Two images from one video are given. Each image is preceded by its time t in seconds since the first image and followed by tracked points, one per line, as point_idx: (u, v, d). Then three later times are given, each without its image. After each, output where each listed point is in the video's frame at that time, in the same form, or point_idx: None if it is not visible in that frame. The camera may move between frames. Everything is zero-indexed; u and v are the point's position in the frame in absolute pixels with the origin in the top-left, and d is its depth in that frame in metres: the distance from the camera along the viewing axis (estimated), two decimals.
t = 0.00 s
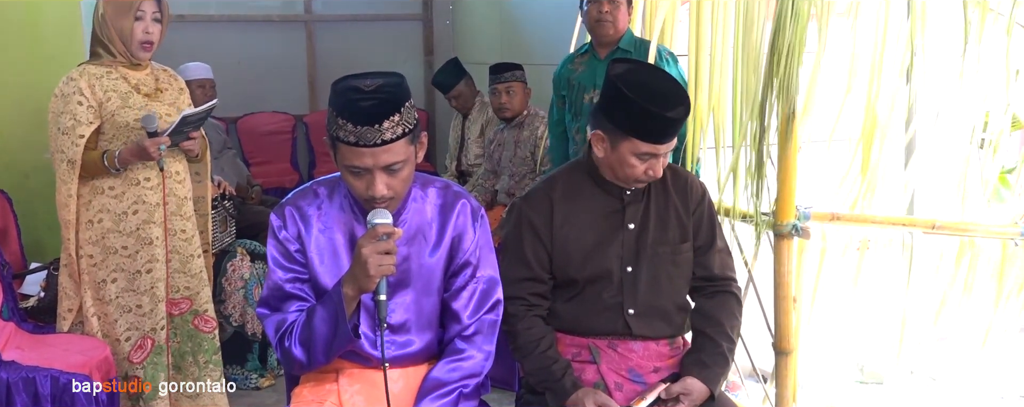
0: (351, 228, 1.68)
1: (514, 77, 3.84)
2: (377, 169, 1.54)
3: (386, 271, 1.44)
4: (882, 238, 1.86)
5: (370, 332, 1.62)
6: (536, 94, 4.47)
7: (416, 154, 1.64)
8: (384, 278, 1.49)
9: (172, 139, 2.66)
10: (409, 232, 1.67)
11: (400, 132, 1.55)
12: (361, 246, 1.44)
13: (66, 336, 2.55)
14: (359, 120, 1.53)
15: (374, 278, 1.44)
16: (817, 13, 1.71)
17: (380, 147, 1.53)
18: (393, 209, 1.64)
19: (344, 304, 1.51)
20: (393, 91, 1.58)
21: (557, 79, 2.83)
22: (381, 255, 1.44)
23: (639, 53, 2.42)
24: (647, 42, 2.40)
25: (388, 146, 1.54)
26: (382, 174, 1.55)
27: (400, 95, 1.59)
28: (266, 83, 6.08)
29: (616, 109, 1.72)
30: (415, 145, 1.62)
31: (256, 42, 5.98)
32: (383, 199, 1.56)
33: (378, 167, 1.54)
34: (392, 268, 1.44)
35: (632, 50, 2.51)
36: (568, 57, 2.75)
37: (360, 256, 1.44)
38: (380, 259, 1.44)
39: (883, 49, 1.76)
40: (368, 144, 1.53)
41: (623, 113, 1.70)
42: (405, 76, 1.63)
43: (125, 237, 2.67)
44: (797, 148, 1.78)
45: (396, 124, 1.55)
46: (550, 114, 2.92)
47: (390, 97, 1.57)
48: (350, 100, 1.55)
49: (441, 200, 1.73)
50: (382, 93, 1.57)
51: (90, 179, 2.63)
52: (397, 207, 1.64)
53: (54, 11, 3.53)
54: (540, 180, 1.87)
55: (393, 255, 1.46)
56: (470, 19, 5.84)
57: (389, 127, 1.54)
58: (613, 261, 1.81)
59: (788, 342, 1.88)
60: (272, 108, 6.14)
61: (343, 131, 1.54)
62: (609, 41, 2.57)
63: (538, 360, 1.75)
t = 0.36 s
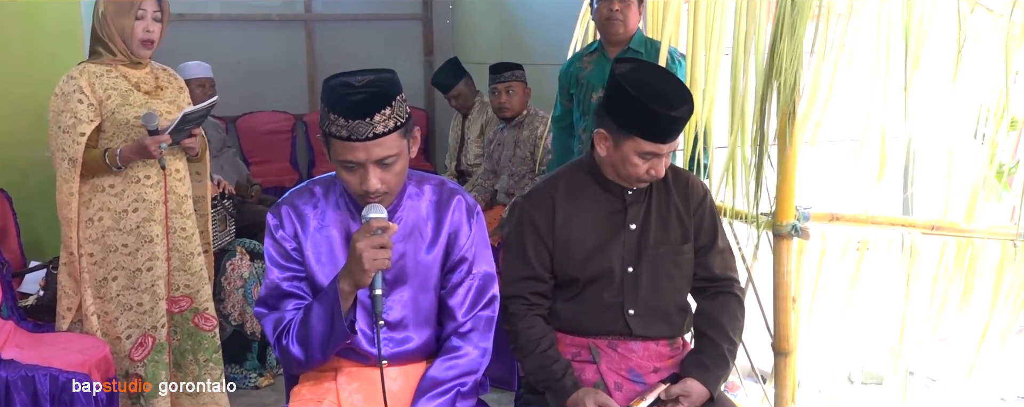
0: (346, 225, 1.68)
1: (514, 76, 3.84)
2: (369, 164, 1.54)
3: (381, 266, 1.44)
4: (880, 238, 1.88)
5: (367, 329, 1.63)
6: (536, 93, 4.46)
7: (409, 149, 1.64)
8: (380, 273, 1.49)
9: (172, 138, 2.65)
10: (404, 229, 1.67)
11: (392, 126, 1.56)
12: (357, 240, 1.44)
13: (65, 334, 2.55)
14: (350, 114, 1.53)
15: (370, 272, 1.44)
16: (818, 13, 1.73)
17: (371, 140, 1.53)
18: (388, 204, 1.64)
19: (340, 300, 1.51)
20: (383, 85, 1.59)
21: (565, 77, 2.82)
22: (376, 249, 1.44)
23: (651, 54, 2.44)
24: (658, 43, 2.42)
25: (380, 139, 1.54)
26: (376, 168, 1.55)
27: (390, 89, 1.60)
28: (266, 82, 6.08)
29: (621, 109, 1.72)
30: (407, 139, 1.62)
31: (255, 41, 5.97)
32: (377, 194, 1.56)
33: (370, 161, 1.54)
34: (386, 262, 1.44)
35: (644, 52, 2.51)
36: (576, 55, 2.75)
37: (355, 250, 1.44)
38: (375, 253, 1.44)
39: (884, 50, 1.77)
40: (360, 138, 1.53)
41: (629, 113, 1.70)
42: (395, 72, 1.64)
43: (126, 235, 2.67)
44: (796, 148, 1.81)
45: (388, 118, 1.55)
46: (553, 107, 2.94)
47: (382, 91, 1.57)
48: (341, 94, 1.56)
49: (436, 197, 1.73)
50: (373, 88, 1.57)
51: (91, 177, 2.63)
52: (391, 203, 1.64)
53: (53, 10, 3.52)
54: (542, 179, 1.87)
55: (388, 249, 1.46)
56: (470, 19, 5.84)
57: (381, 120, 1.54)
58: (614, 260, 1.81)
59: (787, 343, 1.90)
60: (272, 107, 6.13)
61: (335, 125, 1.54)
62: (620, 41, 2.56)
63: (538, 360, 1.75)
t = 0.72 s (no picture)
0: (348, 223, 1.68)
1: (515, 76, 3.84)
2: (371, 161, 1.54)
3: (382, 262, 1.44)
4: (883, 239, 1.87)
5: (368, 328, 1.62)
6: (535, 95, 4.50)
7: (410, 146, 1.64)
8: (382, 270, 1.49)
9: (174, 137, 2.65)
10: (404, 228, 1.67)
11: (393, 124, 1.56)
12: (358, 237, 1.44)
13: (66, 333, 2.55)
14: (352, 111, 1.53)
15: (371, 268, 1.44)
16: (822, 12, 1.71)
17: (373, 137, 1.53)
18: (389, 202, 1.64)
19: (341, 297, 1.51)
20: (385, 83, 1.59)
21: (570, 76, 2.82)
22: (377, 246, 1.44)
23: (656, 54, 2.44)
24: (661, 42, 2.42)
25: (381, 136, 1.54)
26: (377, 166, 1.55)
27: (392, 87, 1.60)
28: (267, 81, 6.08)
29: (614, 101, 1.73)
30: (408, 137, 1.62)
31: (256, 41, 5.97)
32: (378, 191, 1.56)
33: (372, 158, 1.54)
34: (388, 259, 1.44)
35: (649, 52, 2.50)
36: (580, 55, 2.75)
37: (356, 247, 1.44)
38: (376, 250, 1.43)
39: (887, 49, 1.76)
40: (361, 135, 1.53)
41: (621, 105, 1.71)
42: (395, 70, 1.64)
43: (127, 234, 2.67)
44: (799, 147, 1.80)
45: (389, 116, 1.56)
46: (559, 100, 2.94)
47: (383, 89, 1.57)
48: (341, 92, 1.56)
49: (437, 196, 1.73)
50: (375, 86, 1.57)
51: (92, 176, 2.63)
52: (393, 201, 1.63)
53: (55, 10, 3.53)
54: (542, 180, 1.88)
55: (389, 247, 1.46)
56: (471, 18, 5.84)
57: (382, 118, 1.54)
58: (615, 260, 1.81)
59: (789, 344, 1.90)
60: (273, 107, 6.14)
61: (337, 123, 1.54)
62: (624, 40, 2.56)
63: (540, 358, 1.75)
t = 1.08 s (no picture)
0: (346, 223, 1.68)
1: (511, 76, 3.84)
2: (372, 160, 1.54)
3: (382, 264, 1.44)
4: (879, 239, 1.87)
5: (366, 328, 1.63)
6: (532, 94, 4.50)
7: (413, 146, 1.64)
8: (381, 271, 1.49)
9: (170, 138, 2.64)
10: (403, 228, 1.67)
11: (395, 123, 1.56)
12: (358, 237, 1.44)
13: (61, 332, 2.55)
14: (355, 110, 1.53)
15: (371, 270, 1.44)
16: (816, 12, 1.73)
17: (375, 136, 1.54)
18: (388, 202, 1.64)
19: (340, 297, 1.51)
20: (387, 83, 1.59)
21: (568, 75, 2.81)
22: (377, 247, 1.44)
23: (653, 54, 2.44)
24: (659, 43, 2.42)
25: (383, 136, 1.54)
26: (378, 165, 1.55)
27: (394, 86, 1.60)
28: (264, 80, 6.07)
29: (601, 92, 1.76)
30: (410, 136, 1.62)
31: (253, 39, 5.97)
32: (379, 191, 1.56)
33: (373, 158, 1.54)
34: (388, 260, 1.44)
35: (646, 52, 2.49)
36: (579, 54, 2.75)
37: (356, 247, 1.44)
38: (376, 251, 1.44)
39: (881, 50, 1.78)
40: (363, 134, 1.53)
41: (608, 96, 1.74)
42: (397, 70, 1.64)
43: (122, 234, 2.67)
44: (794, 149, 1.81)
45: (391, 115, 1.56)
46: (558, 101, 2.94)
47: (385, 88, 1.57)
48: (343, 91, 1.56)
49: (435, 197, 1.73)
50: (376, 85, 1.57)
51: (88, 176, 2.63)
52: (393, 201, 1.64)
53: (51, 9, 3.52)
54: (536, 180, 1.88)
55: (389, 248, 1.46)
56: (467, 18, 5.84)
57: (385, 117, 1.55)
58: (608, 261, 1.82)
59: (783, 344, 1.93)
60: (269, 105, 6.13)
61: (339, 121, 1.54)
62: (623, 41, 2.57)
63: (537, 357, 1.76)
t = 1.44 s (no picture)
0: (346, 222, 1.67)
1: (509, 76, 3.84)
2: (375, 156, 1.54)
3: (383, 262, 1.44)
4: (876, 239, 1.88)
5: (364, 327, 1.62)
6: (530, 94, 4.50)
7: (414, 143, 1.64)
8: (382, 270, 1.49)
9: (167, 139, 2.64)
10: (403, 228, 1.68)
11: (398, 119, 1.56)
12: (358, 236, 1.44)
13: (58, 332, 2.54)
14: (359, 105, 1.54)
15: (371, 268, 1.44)
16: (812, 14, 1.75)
17: (378, 132, 1.54)
18: (390, 200, 1.64)
19: (341, 296, 1.51)
20: (391, 79, 1.59)
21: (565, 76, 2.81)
22: (378, 246, 1.44)
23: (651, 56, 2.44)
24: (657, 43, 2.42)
25: (386, 131, 1.54)
26: (380, 161, 1.55)
27: (397, 83, 1.60)
28: (261, 79, 6.06)
29: (590, 86, 1.80)
30: (412, 133, 1.62)
31: (250, 39, 5.96)
32: (381, 188, 1.56)
33: (376, 153, 1.54)
34: (389, 258, 1.44)
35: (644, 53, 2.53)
36: (576, 55, 2.72)
37: (357, 245, 1.44)
38: (377, 249, 1.44)
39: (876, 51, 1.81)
40: (366, 129, 1.53)
41: (601, 89, 1.78)
42: (401, 69, 1.64)
43: (119, 234, 2.67)
44: (790, 148, 1.83)
45: (394, 110, 1.56)
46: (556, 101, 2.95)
47: (388, 85, 1.58)
48: (347, 86, 1.57)
49: (434, 197, 1.73)
50: (380, 81, 1.58)
51: (84, 175, 2.62)
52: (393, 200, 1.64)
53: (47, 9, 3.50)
54: (532, 182, 1.88)
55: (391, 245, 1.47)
56: (465, 18, 5.84)
57: (388, 112, 1.55)
58: (605, 262, 1.82)
59: (780, 344, 1.92)
60: (267, 105, 6.12)
61: (342, 117, 1.54)
62: (620, 42, 2.57)
63: (536, 357, 1.76)
